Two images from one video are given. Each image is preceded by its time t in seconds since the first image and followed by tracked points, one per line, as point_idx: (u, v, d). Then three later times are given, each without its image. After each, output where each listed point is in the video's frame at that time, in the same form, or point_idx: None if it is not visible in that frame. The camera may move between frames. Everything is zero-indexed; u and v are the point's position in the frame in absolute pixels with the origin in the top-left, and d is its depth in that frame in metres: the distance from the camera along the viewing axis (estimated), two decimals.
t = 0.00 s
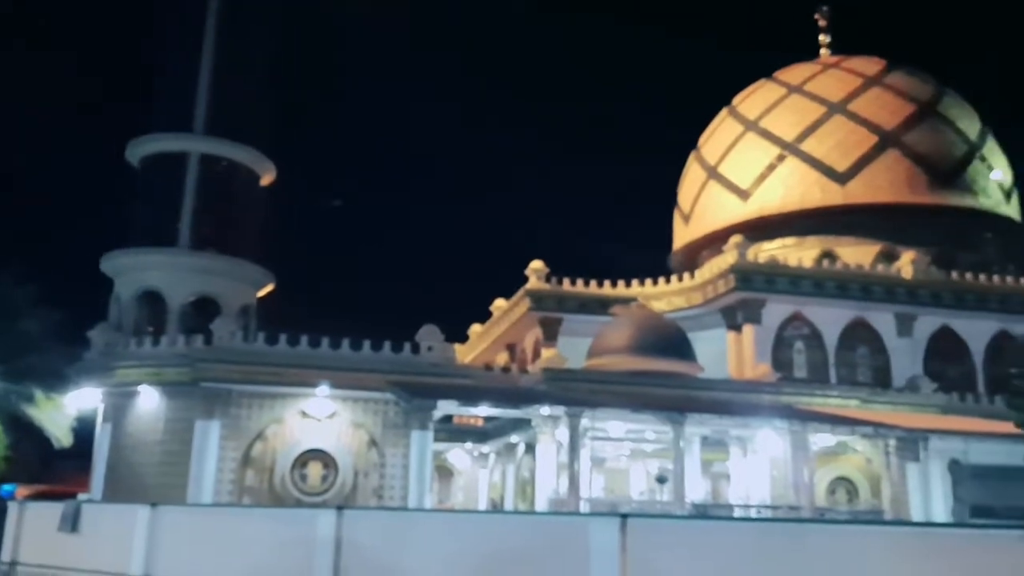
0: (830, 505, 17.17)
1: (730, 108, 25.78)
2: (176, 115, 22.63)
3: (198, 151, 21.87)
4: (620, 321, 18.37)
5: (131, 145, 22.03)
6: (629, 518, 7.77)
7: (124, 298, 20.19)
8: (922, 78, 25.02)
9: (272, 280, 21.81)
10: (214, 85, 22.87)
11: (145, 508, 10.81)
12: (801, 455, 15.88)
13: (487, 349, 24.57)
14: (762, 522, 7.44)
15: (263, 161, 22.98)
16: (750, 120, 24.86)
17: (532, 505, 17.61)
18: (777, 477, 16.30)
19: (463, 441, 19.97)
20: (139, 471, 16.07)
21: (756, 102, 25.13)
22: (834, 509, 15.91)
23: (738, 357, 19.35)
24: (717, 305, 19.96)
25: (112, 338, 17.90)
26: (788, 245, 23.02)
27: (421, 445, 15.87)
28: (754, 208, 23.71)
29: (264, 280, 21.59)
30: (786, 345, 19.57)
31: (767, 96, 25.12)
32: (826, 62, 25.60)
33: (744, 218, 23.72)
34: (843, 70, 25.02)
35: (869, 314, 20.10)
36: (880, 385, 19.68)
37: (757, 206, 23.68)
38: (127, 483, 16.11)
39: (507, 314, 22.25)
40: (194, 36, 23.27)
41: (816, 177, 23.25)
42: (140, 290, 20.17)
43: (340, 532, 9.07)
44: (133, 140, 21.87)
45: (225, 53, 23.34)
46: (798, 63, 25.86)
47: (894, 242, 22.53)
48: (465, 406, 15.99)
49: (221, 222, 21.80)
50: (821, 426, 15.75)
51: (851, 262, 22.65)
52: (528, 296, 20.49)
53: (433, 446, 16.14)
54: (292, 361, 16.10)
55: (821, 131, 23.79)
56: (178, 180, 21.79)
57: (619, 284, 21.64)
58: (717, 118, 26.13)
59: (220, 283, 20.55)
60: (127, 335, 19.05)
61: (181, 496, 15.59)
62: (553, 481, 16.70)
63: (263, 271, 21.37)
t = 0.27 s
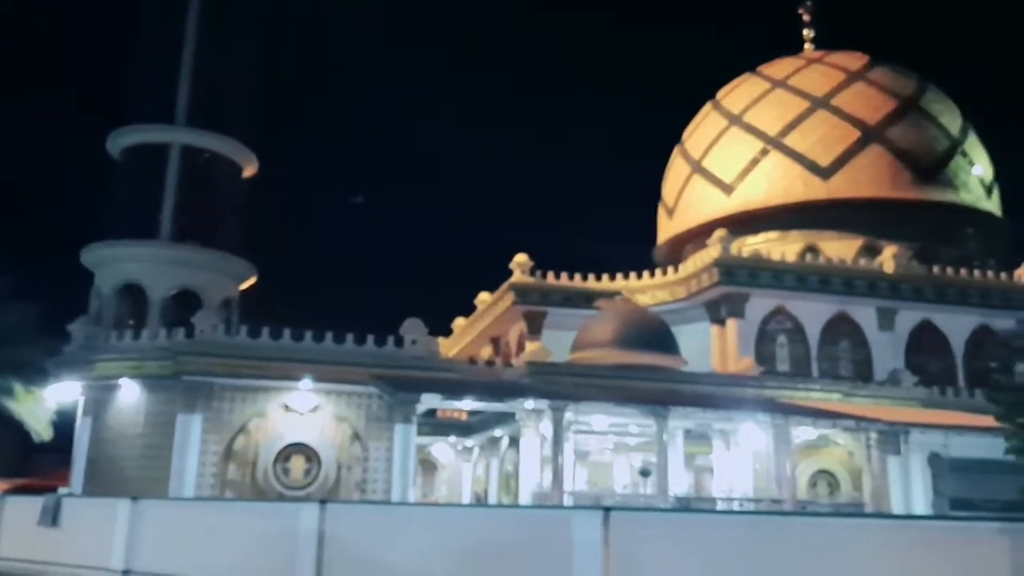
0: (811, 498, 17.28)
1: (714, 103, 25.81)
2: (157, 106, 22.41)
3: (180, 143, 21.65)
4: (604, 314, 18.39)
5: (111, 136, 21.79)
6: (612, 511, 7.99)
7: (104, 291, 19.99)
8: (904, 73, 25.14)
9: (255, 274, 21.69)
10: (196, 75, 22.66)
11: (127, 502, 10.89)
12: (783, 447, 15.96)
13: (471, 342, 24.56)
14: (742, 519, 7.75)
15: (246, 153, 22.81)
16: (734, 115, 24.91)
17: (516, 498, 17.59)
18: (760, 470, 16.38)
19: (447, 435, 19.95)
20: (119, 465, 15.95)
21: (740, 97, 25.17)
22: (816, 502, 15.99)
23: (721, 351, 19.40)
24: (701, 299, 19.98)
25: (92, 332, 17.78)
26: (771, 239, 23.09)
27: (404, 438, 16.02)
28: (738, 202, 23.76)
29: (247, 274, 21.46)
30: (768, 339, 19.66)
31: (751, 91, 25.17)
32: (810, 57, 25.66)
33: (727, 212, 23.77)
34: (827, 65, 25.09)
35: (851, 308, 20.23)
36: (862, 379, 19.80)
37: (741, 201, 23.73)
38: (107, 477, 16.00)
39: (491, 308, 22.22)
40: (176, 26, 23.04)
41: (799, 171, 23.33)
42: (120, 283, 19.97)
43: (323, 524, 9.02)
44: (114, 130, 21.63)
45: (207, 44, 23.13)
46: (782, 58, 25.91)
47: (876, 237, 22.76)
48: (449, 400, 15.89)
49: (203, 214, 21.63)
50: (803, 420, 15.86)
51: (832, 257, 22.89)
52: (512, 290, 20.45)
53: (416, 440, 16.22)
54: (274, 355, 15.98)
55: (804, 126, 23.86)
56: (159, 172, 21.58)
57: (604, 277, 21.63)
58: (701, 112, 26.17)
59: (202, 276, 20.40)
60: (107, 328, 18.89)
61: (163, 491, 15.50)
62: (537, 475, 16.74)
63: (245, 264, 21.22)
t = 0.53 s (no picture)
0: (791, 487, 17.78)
1: (698, 102, 26.21)
2: (148, 103, 22.61)
3: (171, 139, 21.88)
4: (590, 309, 18.77)
5: (103, 132, 22.00)
6: (597, 500, 7.42)
7: (97, 285, 20.23)
8: (884, 73, 25.58)
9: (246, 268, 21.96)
10: (186, 71, 22.85)
11: (120, 495, 11.17)
12: (763, 438, 16.43)
13: (460, 336, 24.94)
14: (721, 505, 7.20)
15: (237, 150, 23.06)
16: (718, 114, 25.31)
17: (504, 488, 17.95)
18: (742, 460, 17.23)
19: (436, 427, 20.35)
20: (112, 457, 16.22)
21: (724, 96, 25.58)
22: (796, 491, 16.42)
23: (704, 345, 19.78)
24: (685, 294, 20.40)
25: (84, 325, 17.99)
26: (754, 235, 23.51)
27: (394, 432, 16.25)
28: (721, 199, 24.16)
29: (238, 268, 21.71)
30: (750, 333, 20.09)
31: (734, 90, 25.57)
32: (792, 57, 26.07)
33: (711, 208, 24.14)
34: (808, 65, 25.51)
35: (830, 303, 20.67)
36: (840, 372, 20.27)
37: (724, 198, 24.13)
38: (101, 469, 16.27)
39: (480, 302, 22.57)
40: (166, 24, 23.23)
41: (781, 169, 23.74)
42: (112, 277, 20.19)
43: (314, 514, 9.31)
44: (105, 126, 21.84)
45: (197, 41, 23.34)
46: (765, 58, 26.32)
47: (855, 233, 23.26)
48: (439, 392, 15.96)
49: (194, 210, 21.87)
50: (783, 412, 16.06)
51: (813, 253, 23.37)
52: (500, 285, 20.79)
53: (407, 431, 16.52)
54: (265, 348, 16.28)
55: (786, 124, 24.26)
56: (150, 167, 21.81)
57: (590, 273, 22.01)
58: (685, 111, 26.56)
59: (194, 270, 20.64)
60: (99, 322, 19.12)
61: (157, 482, 15.75)
62: (524, 464, 17.18)
63: (238, 258, 21.47)
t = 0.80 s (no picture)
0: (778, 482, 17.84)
1: (687, 98, 26.23)
2: (134, 95, 22.43)
3: (157, 132, 21.67)
4: (579, 304, 18.76)
5: (88, 124, 21.80)
6: (585, 496, 7.42)
7: (82, 279, 20.07)
8: (872, 70, 25.66)
9: (234, 263, 21.84)
10: (171, 64, 22.65)
11: (104, 491, 11.11)
12: (751, 433, 16.51)
13: (448, 331, 24.92)
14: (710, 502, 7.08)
15: (224, 143, 22.91)
16: (706, 110, 25.33)
17: (492, 483, 17.88)
18: (729, 455, 17.26)
19: (424, 422, 20.35)
20: (97, 453, 16.11)
21: (712, 92, 25.61)
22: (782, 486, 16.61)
23: (692, 340, 19.82)
24: (673, 289, 20.37)
25: (69, 320, 17.83)
26: (742, 231, 23.57)
27: (382, 428, 16.08)
28: (709, 195, 24.19)
29: (226, 263, 21.59)
30: (737, 329, 20.18)
31: (722, 86, 25.60)
32: (780, 53, 26.12)
33: (699, 204, 24.16)
34: (796, 62, 25.56)
35: (818, 299, 20.75)
36: (827, 367, 20.37)
37: (712, 193, 24.16)
38: (84, 464, 16.15)
39: (468, 297, 22.54)
40: (153, 16, 23.01)
41: (769, 165, 23.78)
42: (97, 271, 20.00)
43: (301, 509, 9.27)
44: (90, 119, 21.62)
45: (184, 33, 23.13)
46: (753, 54, 26.36)
47: (842, 229, 23.39)
48: (428, 387, 15.86)
49: (180, 203, 21.73)
50: (771, 407, 16.13)
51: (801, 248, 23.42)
52: (489, 280, 20.77)
53: (395, 426, 16.37)
54: (252, 343, 16.20)
55: (774, 121, 24.30)
56: (136, 161, 21.63)
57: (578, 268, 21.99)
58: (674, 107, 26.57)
59: (181, 264, 20.49)
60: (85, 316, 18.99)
61: (142, 478, 15.64)
62: (512, 459, 17.16)
63: (224, 252, 21.32)
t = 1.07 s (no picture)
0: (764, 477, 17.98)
1: (675, 94, 26.28)
2: (121, 89, 22.27)
3: (144, 126, 21.52)
4: (567, 300, 18.82)
5: (73, 118, 21.64)
6: (572, 490, 7.42)
7: (67, 273, 19.95)
8: (859, 67, 25.79)
9: (221, 257, 21.77)
10: (158, 57, 22.50)
11: (90, 486, 11.07)
12: (738, 429, 16.60)
13: (437, 327, 24.93)
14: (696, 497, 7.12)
15: (211, 137, 22.79)
16: (694, 106, 25.40)
17: (480, 478, 17.87)
18: (715, 450, 17.35)
19: (413, 417, 20.37)
20: (83, 448, 16.04)
21: (700, 88, 25.68)
22: (767, 481, 16.72)
23: (679, 336, 19.91)
24: (660, 285, 20.42)
25: (55, 314, 17.72)
26: (729, 228, 23.68)
27: (370, 424, 15.97)
28: (697, 191, 24.28)
29: (213, 257, 21.52)
30: (724, 325, 20.31)
31: (710, 83, 25.67)
32: (768, 50, 26.21)
33: (687, 200, 24.24)
34: (784, 59, 25.67)
35: (804, 295, 20.89)
36: (813, 363, 20.51)
37: (699, 190, 24.25)
38: (71, 459, 16.07)
39: (456, 293, 22.56)
40: (139, 8, 22.84)
41: (756, 162, 23.88)
42: (84, 266, 19.90)
43: (289, 504, 9.28)
44: (75, 112, 21.45)
45: (171, 26, 22.97)
46: (741, 51, 26.44)
47: (828, 226, 23.54)
48: (416, 382, 15.81)
49: (167, 198, 21.63)
50: (757, 403, 16.22)
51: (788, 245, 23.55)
52: (477, 276, 20.79)
53: (383, 421, 16.27)
54: (239, 338, 16.17)
55: (761, 117, 24.40)
56: (122, 155, 21.51)
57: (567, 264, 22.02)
58: (662, 103, 26.63)
59: (168, 259, 20.41)
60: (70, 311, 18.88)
61: (129, 473, 15.58)
62: (500, 455, 17.23)
63: (212, 247, 21.24)
